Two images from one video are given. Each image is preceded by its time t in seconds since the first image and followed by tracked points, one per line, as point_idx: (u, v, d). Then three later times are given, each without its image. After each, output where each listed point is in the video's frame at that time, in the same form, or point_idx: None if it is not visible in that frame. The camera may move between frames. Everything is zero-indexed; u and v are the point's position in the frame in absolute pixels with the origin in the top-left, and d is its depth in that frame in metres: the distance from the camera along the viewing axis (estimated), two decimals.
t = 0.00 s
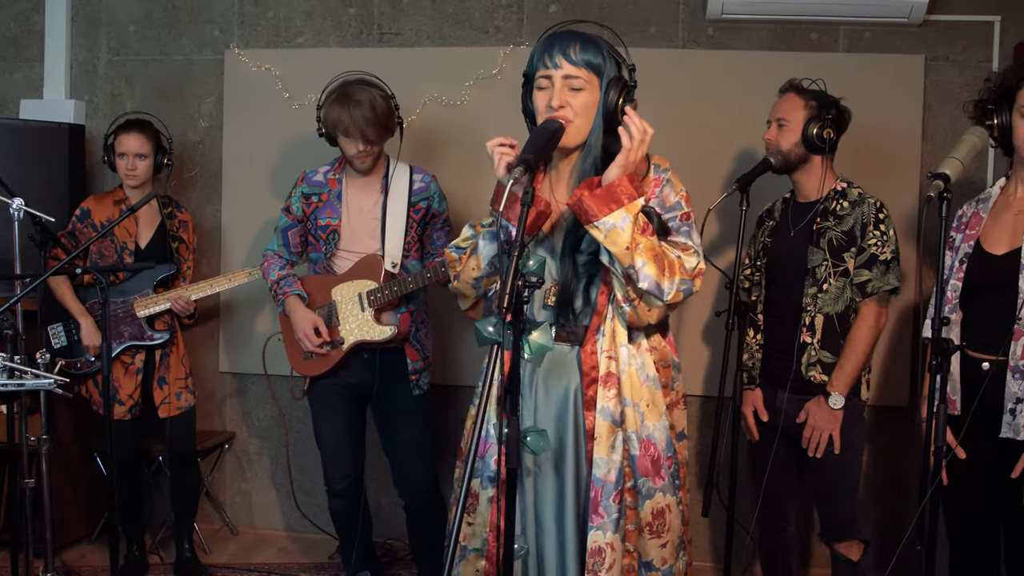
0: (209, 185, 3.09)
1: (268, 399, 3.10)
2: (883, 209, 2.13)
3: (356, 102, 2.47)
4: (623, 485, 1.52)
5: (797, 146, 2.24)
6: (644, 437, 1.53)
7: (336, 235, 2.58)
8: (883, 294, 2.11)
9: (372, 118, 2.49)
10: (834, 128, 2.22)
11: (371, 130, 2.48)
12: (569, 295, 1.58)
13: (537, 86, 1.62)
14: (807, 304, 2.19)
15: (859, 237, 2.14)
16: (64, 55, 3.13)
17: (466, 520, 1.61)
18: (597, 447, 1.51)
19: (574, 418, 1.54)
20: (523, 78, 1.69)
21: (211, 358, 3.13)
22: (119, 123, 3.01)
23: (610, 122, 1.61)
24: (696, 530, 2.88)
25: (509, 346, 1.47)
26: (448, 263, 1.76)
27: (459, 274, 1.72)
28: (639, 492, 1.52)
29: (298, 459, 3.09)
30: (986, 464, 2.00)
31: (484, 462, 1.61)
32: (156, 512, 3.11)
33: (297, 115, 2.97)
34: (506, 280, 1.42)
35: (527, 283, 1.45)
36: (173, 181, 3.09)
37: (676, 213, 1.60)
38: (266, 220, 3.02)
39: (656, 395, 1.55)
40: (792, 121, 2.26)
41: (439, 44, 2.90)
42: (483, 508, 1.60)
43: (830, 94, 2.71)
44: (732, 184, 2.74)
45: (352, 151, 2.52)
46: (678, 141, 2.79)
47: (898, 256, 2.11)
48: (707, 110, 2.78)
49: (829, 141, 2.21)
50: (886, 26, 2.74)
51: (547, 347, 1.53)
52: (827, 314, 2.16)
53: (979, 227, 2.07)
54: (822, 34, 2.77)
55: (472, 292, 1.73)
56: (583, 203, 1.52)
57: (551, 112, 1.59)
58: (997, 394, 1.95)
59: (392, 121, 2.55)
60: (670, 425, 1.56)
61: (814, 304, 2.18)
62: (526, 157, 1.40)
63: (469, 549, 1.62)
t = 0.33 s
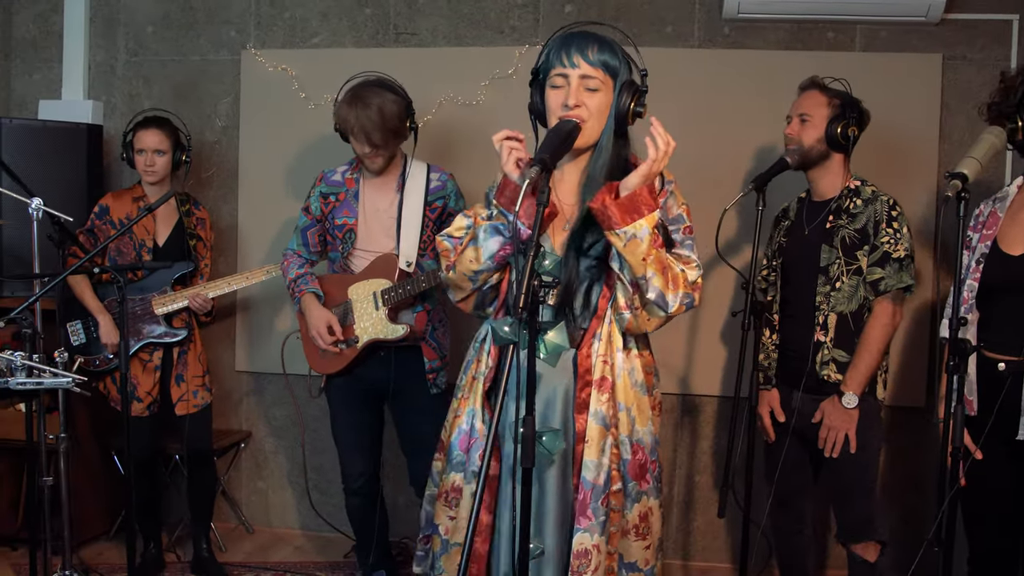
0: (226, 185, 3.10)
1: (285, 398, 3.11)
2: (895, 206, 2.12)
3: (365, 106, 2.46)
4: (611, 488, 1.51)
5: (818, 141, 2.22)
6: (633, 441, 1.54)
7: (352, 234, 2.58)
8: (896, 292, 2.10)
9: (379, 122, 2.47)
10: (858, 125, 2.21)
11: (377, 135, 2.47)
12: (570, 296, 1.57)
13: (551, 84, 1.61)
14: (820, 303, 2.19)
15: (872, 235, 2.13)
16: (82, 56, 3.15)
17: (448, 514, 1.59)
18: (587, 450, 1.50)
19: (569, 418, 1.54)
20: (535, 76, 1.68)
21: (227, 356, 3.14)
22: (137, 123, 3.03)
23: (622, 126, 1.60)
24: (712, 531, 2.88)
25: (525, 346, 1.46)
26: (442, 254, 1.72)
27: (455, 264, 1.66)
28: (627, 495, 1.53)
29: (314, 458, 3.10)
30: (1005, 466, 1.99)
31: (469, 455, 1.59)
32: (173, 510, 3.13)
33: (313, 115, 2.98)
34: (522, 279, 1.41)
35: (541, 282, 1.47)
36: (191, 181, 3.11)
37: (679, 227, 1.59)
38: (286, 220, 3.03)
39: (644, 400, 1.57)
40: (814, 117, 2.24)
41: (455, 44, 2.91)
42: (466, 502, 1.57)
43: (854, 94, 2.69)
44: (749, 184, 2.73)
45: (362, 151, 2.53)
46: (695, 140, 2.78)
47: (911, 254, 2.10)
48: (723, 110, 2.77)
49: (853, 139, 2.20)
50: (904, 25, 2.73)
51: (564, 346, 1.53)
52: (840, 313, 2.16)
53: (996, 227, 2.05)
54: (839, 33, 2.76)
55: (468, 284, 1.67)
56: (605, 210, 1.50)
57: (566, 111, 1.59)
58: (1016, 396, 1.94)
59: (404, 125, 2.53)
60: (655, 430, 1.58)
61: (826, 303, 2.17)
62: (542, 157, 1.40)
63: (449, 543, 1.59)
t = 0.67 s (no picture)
0: (242, 185, 3.12)
1: (300, 397, 3.12)
2: (919, 205, 2.11)
3: (374, 113, 2.45)
4: (618, 488, 1.50)
5: (845, 143, 2.22)
6: (639, 442, 1.55)
7: (366, 237, 2.59)
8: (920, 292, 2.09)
9: (388, 130, 2.47)
10: (883, 126, 2.22)
11: (386, 142, 2.47)
12: (587, 296, 1.57)
13: (566, 84, 1.60)
14: (842, 302, 2.20)
15: (895, 234, 2.12)
16: (100, 56, 3.17)
17: (445, 513, 1.59)
18: (597, 451, 1.49)
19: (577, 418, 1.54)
20: (545, 76, 1.66)
21: (243, 356, 3.16)
22: (154, 123, 3.04)
23: (631, 126, 1.60)
24: (727, 531, 2.87)
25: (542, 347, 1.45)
26: (448, 250, 1.68)
27: (466, 261, 1.65)
28: (633, 496, 1.53)
29: (329, 457, 3.11)
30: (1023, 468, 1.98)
31: (472, 455, 1.58)
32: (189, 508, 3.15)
33: (329, 115, 2.99)
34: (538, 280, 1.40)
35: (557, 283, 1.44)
36: (207, 181, 3.12)
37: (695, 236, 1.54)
38: (304, 222, 3.04)
39: (647, 399, 1.57)
40: (840, 117, 2.24)
41: (471, 44, 2.91)
42: (467, 502, 1.57)
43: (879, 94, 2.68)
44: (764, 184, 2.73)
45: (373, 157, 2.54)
46: (711, 139, 2.78)
47: (935, 254, 2.09)
48: (739, 110, 2.76)
49: (879, 138, 2.20)
50: (921, 25, 2.72)
51: (579, 347, 1.52)
52: (862, 312, 2.16)
53: (1013, 228, 2.04)
54: (855, 32, 2.75)
55: (479, 283, 1.66)
56: (648, 227, 1.47)
57: (582, 111, 1.58)
58: None
59: (414, 132, 2.52)
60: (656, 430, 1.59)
61: (849, 302, 2.18)
62: (558, 157, 1.39)
63: (447, 543, 1.59)
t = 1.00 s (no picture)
0: (260, 185, 3.13)
1: (317, 397, 3.13)
2: (948, 206, 2.11)
3: (396, 111, 2.46)
4: (655, 484, 1.50)
5: (870, 143, 2.21)
6: (674, 438, 1.54)
7: (382, 237, 2.59)
8: (951, 294, 2.08)
9: (415, 126, 2.47)
10: (910, 126, 2.21)
11: (416, 138, 2.47)
12: (618, 297, 1.56)
13: (581, 84, 1.60)
14: (870, 306, 2.19)
15: (924, 236, 2.11)
16: (119, 57, 3.19)
17: (481, 518, 1.59)
18: (632, 447, 1.49)
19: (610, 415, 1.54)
20: (561, 76, 1.65)
21: (261, 355, 3.17)
22: (173, 123, 3.06)
23: (650, 122, 1.61)
24: (745, 532, 2.86)
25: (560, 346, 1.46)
26: (476, 260, 1.67)
27: (494, 269, 1.65)
28: (670, 491, 1.52)
29: (346, 457, 3.12)
30: None
31: (507, 459, 1.58)
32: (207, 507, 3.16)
33: (346, 115, 3.00)
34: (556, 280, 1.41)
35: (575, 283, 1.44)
36: (226, 181, 3.14)
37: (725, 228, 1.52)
38: (319, 221, 3.05)
39: (684, 394, 1.56)
40: (865, 117, 2.23)
41: (488, 44, 2.91)
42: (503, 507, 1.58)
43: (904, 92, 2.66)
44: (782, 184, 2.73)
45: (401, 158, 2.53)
46: (729, 138, 2.77)
47: (965, 256, 2.07)
48: (758, 109, 2.76)
49: (905, 139, 2.20)
50: (940, 23, 2.70)
51: (597, 347, 1.52)
52: (891, 316, 2.16)
53: None
54: (874, 31, 2.73)
55: (509, 288, 1.66)
56: (691, 228, 1.45)
57: (599, 111, 1.58)
58: None
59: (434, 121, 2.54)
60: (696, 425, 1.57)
61: (877, 306, 2.18)
62: (576, 157, 1.39)
63: (484, 547, 1.59)
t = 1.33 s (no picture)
0: (278, 185, 3.14)
1: (334, 396, 3.14)
2: (972, 207, 2.10)
3: (411, 113, 2.46)
4: (697, 482, 1.49)
5: (894, 141, 2.20)
6: (716, 435, 1.50)
7: (400, 234, 2.59)
8: (972, 295, 2.09)
9: (428, 129, 2.47)
10: (935, 125, 2.19)
11: (427, 142, 2.47)
12: (647, 293, 1.54)
13: (600, 87, 1.60)
14: (892, 306, 2.18)
15: (947, 237, 2.11)
16: (139, 58, 3.21)
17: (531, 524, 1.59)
18: (671, 445, 1.49)
19: (648, 416, 1.52)
20: (584, 79, 1.66)
21: (279, 355, 3.18)
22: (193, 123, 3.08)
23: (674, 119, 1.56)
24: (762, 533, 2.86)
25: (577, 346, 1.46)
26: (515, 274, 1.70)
27: (529, 282, 1.68)
28: (713, 490, 1.50)
29: (363, 456, 3.13)
30: None
31: (552, 465, 1.59)
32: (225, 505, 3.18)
33: (364, 115, 3.00)
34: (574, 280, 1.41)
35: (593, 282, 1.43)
36: (244, 180, 3.15)
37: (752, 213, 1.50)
38: (335, 219, 3.06)
39: (733, 390, 1.52)
40: (890, 114, 2.22)
41: (506, 44, 2.91)
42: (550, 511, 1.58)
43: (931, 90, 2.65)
44: (800, 184, 2.73)
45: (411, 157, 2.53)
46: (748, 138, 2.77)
47: (988, 257, 2.09)
48: (778, 109, 2.75)
49: (930, 138, 2.18)
50: (960, 22, 2.69)
51: (615, 347, 1.50)
52: (913, 316, 2.15)
53: None
54: (894, 30, 2.72)
55: (544, 300, 1.69)
56: (707, 215, 1.45)
57: (618, 112, 1.58)
58: None
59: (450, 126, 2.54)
60: (746, 421, 1.53)
61: (900, 306, 2.17)
62: (595, 157, 1.40)
63: (532, 553, 1.59)
